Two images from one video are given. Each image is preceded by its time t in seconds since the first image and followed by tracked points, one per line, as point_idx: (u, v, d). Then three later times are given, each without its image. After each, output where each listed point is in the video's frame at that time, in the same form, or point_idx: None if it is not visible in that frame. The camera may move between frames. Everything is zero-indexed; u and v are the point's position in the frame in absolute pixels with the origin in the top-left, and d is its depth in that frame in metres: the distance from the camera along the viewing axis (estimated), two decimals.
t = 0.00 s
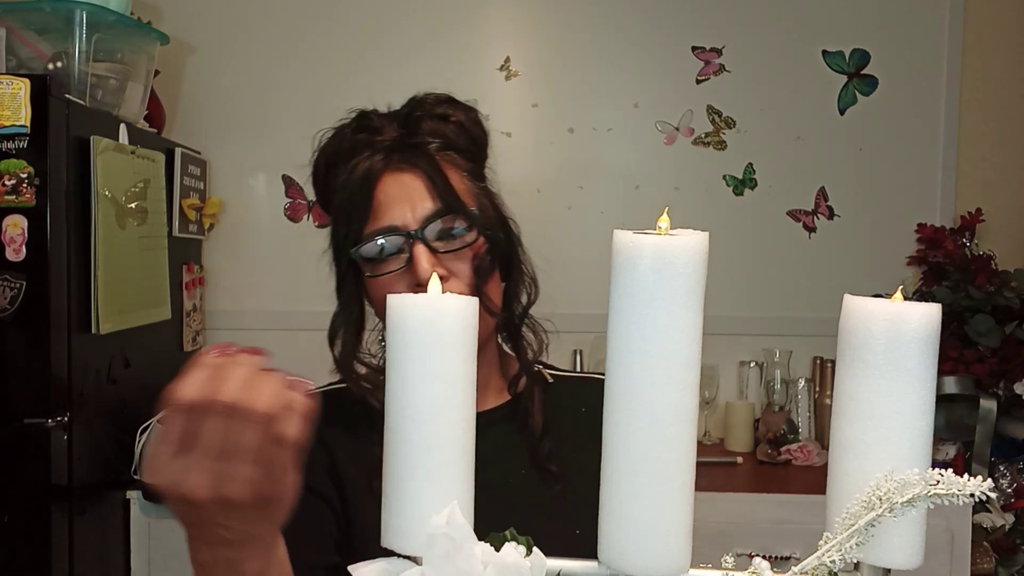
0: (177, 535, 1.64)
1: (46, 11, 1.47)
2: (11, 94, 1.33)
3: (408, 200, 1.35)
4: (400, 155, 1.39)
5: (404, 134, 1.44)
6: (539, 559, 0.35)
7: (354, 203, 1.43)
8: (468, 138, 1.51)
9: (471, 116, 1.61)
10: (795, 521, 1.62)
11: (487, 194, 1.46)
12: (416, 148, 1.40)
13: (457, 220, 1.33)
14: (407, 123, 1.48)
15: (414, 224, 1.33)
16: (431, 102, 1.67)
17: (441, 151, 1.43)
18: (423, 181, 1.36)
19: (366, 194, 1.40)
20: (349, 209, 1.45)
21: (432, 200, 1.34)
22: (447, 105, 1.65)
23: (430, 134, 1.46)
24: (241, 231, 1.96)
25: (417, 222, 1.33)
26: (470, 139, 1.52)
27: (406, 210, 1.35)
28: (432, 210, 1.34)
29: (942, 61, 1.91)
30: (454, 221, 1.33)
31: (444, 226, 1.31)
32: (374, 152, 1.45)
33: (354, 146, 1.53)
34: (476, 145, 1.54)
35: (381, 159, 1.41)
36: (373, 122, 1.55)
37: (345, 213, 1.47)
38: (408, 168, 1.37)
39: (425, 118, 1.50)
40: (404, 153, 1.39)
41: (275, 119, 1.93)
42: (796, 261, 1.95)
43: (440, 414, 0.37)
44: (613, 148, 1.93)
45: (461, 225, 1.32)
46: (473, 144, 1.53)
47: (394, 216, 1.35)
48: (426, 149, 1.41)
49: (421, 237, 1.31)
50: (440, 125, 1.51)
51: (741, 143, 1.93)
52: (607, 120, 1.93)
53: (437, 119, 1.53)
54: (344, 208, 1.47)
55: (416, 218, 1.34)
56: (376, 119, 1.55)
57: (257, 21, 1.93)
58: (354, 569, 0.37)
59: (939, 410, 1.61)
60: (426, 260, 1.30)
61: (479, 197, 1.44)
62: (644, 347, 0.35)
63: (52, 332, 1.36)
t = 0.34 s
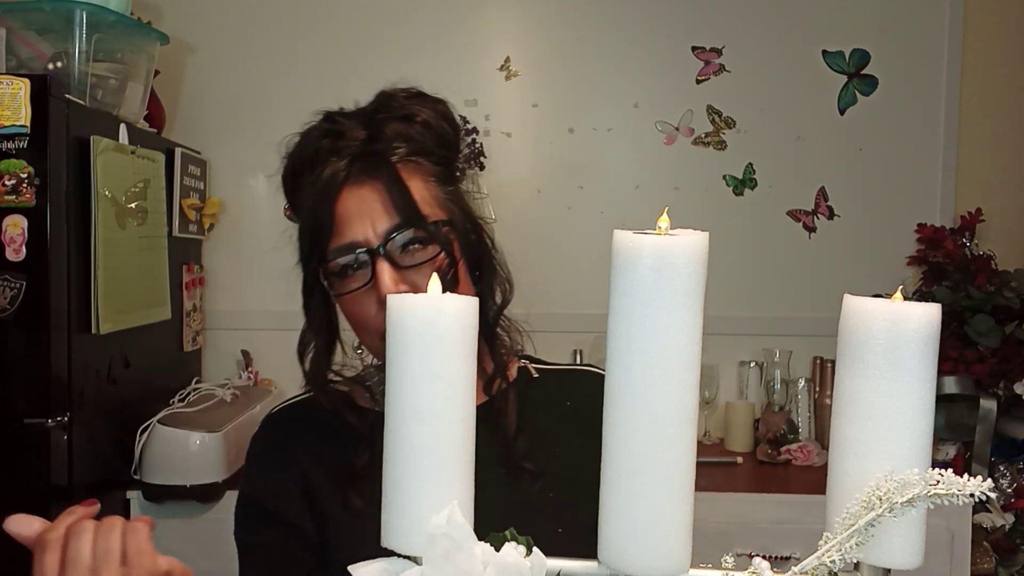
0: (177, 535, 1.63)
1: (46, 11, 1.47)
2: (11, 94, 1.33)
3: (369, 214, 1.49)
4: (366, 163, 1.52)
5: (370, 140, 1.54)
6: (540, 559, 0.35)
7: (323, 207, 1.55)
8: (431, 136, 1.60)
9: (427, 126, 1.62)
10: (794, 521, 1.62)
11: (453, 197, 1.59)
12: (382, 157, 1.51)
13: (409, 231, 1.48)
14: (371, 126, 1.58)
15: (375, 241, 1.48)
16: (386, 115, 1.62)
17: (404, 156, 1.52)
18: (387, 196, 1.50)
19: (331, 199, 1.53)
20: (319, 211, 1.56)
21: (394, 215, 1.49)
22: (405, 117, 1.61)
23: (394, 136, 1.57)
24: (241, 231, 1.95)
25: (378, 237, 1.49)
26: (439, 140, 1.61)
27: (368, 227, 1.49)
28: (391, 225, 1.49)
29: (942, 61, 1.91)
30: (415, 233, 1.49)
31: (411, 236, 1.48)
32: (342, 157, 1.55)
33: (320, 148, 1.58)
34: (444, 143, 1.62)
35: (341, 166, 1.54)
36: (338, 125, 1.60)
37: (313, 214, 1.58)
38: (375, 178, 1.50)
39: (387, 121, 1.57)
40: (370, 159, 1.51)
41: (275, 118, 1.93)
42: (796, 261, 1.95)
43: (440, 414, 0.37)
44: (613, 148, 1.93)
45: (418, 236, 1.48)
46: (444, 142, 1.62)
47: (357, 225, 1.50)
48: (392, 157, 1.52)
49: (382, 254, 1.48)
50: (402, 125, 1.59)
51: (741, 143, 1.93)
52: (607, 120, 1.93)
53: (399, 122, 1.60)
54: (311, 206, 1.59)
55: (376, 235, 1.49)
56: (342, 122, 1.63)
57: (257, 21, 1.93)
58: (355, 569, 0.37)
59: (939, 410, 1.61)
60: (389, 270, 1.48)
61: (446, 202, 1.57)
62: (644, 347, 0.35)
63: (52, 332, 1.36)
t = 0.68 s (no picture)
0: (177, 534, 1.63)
1: (46, 11, 1.47)
2: (11, 94, 1.33)
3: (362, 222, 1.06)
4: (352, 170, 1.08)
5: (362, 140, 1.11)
6: (539, 559, 0.35)
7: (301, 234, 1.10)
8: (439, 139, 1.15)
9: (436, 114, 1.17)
10: (795, 522, 1.62)
11: (453, 204, 1.13)
12: (375, 159, 1.09)
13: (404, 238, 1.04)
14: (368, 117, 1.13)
15: (369, 248, 1.04)
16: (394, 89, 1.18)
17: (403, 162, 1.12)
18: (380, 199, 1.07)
19: (313, 220, 1.07)
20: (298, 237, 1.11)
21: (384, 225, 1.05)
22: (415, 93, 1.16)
23: (390, 138, 1.12)
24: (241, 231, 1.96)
25: (374, 245, 1.05)
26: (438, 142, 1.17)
27: (361, 232, 1.05)
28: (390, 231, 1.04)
29: (942, 61, 1.91)
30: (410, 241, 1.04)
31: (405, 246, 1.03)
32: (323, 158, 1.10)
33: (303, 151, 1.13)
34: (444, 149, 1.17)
35: (332, 172, 1.08)
36: (327, 116, 1.15)
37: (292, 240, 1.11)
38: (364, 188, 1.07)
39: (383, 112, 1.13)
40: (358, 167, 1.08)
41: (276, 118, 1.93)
42: (796, 261, 1.95)
43: (441, 415, 0.37)
44: (613, 148, 1.93)
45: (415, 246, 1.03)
46: (441, 142, 1.17)
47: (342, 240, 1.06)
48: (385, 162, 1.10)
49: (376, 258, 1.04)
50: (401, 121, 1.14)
51: (742, 143, 1.93)
52: (607, 120, 1.93)
53: (396, 113, 1.14)
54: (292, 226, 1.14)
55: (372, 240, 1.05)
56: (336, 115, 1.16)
57: (257, 21, 1.93)
58: (354, 570, 0.37)
59: (939, 410, 1.61)
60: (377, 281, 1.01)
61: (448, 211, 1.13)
62: (645, 347, 0.35)
63: (52, 333, 1.36)
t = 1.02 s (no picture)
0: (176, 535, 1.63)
1: (46, 11, 1.47)
2: (11, 94, 1.33)
3: (372, 208, 1.08)
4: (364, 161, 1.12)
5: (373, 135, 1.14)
6: (539, 559, 0.35)
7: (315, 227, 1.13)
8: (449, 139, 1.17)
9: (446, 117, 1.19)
10: (795, 522, 1.62)
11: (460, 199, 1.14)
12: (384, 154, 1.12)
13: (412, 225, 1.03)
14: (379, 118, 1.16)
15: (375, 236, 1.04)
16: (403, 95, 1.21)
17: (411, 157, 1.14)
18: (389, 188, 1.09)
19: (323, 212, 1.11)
20: (312, 231, 1.13)
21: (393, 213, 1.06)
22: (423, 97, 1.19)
23: (399, 135, 1.14)
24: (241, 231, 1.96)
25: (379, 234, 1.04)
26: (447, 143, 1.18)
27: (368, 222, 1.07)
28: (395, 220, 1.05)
29: (942, 61, 1.91)
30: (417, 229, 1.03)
31: (412, 233, 1.02)
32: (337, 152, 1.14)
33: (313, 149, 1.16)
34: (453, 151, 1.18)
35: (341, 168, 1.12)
36: (339, 118, 1.18)
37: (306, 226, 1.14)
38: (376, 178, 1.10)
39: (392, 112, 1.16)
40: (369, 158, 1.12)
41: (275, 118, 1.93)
42: (796, 261, 1.95)
43: (441, 415, 0.37)
44: (613, 148, 1.93)
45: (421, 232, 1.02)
46: (450, 143, 1.18)
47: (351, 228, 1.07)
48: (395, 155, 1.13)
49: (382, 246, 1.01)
50: (410, 120, 1.16)
51: (741, 143, 1.93)
52: (607, 120, 1.93)
53: (406, 113, 1.16)
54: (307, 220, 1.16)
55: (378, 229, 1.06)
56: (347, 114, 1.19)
57: (257, 21, 1.93)
58: (355, 569, 0.37)
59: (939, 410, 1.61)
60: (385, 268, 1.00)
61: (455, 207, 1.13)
62: (645, 347, 0.35)
63: (52, 333, 1.36)
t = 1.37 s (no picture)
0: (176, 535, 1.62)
1: (46, 11, 1.47)
2: (11, 94, 1.33)
3: (367, 186, 1.76)
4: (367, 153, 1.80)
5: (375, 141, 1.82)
6: (540, 559, 0.35)
7: (315, 203, 1.80)
8: (443, 145, 1.86)
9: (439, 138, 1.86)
10: (795, 521, 1.62)
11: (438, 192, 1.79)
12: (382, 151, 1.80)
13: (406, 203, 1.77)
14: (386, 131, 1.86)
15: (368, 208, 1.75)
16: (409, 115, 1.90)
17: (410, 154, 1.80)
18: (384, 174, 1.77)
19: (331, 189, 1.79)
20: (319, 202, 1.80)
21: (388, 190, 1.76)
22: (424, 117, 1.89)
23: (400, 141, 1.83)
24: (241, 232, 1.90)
25: (372, 206, 1.76)
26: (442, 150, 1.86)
27: (363, 196, 1.75)
28: (389, 195, 1.76)
29: (942, 60, 1.91)
30: (413, 206, 1.78)
31: (406, 207, 1.76)
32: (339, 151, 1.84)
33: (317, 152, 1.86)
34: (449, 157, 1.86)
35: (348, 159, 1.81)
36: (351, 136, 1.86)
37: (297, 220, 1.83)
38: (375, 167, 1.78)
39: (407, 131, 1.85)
40: (371, 151, 1.80)
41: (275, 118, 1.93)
42: (796, 261, 1.95)
43: (440, 415, 0.37)
44: (613, 148, 1.93)
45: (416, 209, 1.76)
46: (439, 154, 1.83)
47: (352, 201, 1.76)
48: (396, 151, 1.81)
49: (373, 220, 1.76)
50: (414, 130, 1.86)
51: (742, 143, 1.93)
52: (608, 120, 1.93)
53: (410, 125, 1.87)
54: (297, 213, 1.83)
55: (372, 203, 1.76)
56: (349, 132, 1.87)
57: (257, 21, 1.93)
58: (354, 570, 0.37)
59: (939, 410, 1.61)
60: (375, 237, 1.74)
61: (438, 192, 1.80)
62: (644, 348, 0.35)
63: (52, 333, 1.36)
